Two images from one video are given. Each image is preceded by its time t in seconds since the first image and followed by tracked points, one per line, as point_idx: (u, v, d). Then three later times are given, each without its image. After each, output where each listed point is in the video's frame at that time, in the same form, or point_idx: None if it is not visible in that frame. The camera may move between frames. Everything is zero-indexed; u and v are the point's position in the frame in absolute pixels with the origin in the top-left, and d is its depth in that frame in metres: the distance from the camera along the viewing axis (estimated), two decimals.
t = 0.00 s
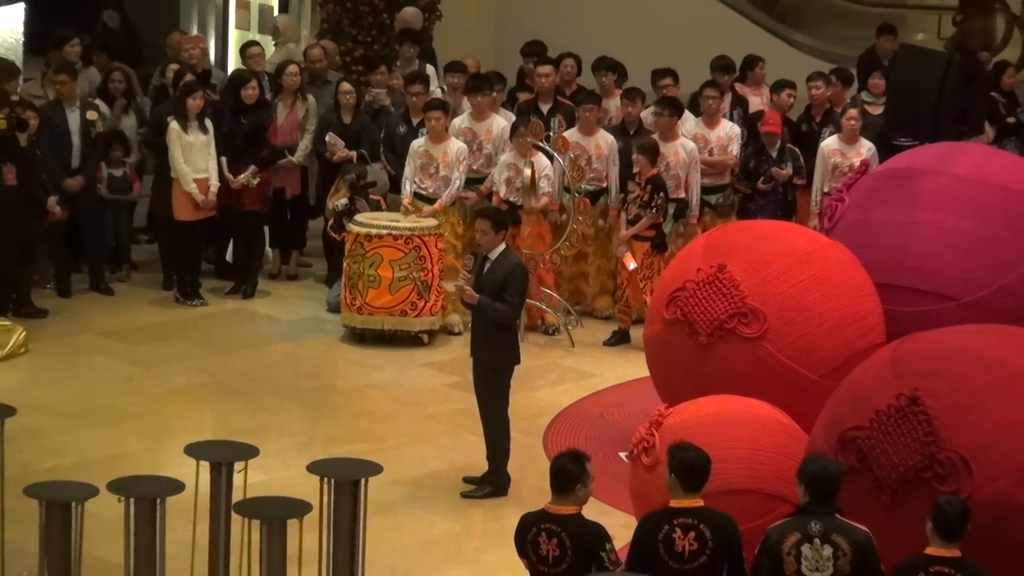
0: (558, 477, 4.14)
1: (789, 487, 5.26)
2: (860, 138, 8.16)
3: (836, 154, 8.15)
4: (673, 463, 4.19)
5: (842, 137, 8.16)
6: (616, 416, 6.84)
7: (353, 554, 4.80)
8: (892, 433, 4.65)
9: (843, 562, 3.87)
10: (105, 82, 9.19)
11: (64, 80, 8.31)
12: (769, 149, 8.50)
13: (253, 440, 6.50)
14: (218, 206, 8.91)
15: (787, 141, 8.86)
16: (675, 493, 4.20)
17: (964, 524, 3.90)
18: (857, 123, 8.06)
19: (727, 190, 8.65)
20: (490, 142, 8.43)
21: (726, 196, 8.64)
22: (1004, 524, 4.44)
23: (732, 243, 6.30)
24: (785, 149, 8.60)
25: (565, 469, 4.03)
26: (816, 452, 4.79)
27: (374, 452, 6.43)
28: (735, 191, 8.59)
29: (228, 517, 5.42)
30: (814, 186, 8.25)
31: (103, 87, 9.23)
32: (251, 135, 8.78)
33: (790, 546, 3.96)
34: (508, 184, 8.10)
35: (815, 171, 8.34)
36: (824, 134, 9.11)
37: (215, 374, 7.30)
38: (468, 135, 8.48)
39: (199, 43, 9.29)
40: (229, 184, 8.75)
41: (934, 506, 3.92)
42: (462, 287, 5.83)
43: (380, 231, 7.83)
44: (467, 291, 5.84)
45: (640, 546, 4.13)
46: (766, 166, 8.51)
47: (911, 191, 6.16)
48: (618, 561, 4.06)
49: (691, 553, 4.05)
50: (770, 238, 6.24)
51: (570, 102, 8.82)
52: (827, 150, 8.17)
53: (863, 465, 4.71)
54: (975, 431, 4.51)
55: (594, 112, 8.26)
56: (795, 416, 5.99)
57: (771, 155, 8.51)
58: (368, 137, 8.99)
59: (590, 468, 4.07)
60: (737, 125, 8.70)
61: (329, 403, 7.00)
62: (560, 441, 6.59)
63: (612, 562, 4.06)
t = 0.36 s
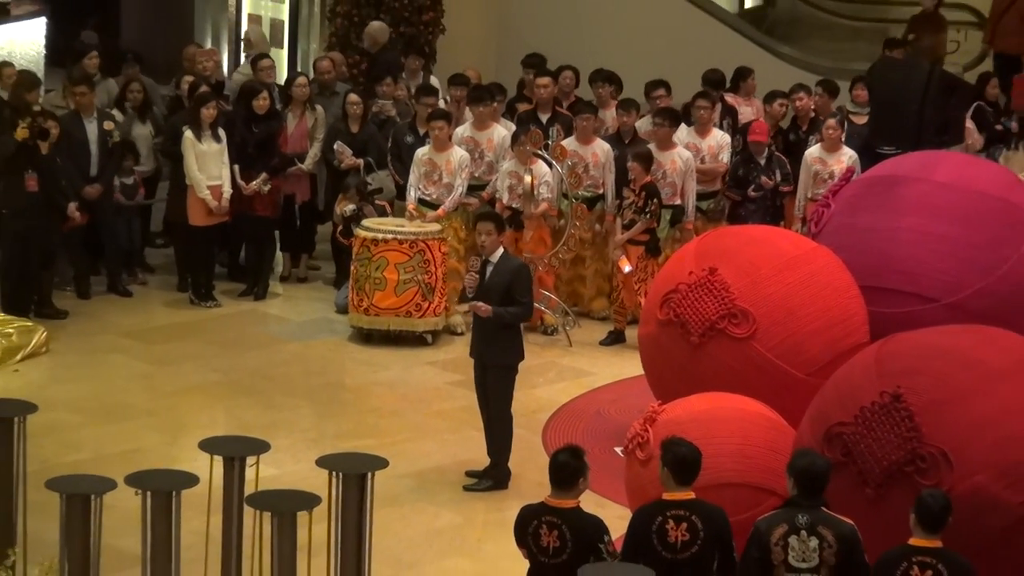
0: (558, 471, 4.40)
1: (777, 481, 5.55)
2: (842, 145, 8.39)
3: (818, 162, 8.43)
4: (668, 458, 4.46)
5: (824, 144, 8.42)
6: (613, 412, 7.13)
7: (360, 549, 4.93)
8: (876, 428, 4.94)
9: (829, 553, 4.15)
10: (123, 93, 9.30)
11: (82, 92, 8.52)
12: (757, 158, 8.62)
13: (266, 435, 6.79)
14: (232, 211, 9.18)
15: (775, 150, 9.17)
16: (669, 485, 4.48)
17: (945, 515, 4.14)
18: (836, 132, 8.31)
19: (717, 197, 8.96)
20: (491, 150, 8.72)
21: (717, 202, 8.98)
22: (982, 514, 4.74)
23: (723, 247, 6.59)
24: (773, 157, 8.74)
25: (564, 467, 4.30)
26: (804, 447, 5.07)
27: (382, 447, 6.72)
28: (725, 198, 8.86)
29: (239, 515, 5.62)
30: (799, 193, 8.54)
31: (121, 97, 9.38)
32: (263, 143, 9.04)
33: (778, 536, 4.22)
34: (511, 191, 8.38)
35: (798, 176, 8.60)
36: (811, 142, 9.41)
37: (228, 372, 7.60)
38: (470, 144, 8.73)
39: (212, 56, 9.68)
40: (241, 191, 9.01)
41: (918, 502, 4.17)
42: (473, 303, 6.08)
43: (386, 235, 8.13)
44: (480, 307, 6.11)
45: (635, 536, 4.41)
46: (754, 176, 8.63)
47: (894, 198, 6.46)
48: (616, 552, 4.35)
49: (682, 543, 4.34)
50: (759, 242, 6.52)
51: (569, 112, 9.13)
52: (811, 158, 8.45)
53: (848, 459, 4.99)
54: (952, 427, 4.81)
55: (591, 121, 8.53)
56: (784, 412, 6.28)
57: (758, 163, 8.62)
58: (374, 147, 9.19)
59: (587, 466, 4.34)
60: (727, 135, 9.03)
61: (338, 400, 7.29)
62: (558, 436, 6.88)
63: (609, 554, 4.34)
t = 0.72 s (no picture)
0: (554, 467, 4.68)
1: (766, 474, 5.84)
2: (826, 152, 8.69)
3: (804, 168, 8.69)
4: (659, 452, 4.73)
5: (809, 152, 8.70)
6: (609, 408, 7.43)
7: (368, 538, 5.14)
8: (859, 426, 5.24)
9: (815, 543, 4.42)
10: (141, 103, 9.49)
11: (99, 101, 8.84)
12: (747, 165, 9.06)
13: (277, 430, 7.08)
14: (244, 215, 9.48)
15: (763, 157, 9.43)
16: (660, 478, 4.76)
17: (928, 508, 4.41)
18: (822, 138, 8.60)
19: (709, 203, 9.16)
20: (493, 156, 8.98)
21: (709, 207, 9.11)
22: (962, 507, 5.05)
23: (714, 249, 6.87)
24: (762, 165, 9.18)
25: (560, 464, 4.57)
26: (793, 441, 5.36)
27: (388, 441, 7.02)
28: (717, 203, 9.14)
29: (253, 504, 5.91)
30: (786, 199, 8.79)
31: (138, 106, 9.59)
32: (274, 150, 9.37)
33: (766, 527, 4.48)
34: (513, 198, 8.65)
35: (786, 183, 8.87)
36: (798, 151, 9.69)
37: (240, 370, 7.89)
38: (473, 151, 8.99)
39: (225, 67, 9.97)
40: (253, 197, 9.32)
41: (901, 494, 4.44)
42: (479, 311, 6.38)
43: (392, 239, 8.42)
44: (487, 313, 6.42)
45: (629, 527, 4.67)
46: (745, 182, 9.06)
47: (880, 204, 6.76)
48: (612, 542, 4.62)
49: (674, 533, 4.61)
50: (749, 245, 6.81)
51: (567, 122, 9.39)
52: (797, 164, 8.71)
53: (834, 453, 5.29)
54: (931, 424, 5.11)
55: (588, 129, 8.79)
56: (773, 409, 6.57)
57: (748, 171, 9.07)
58: (381, 151, 9.48)
59: (581, 461, 4.61)
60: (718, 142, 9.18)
61: (346, 396, 7.59)
62: (557, 431, 7.18)
63: (607, 543, 4.63)
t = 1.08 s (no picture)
0: (552, 461, 4.95)
1: (756, 467, 6.16)
2: (813, 159, 8.96)
3: (791, 174, 8.96)
4: (653, 446, 5.00)
5: (797, 158, 8.97)
6: (605, 404, 7.73)
7: (374, 531, 5.28)
8: (847, 420, 5.53)
9: (803, 534, 4.73)
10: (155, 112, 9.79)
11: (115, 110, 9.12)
12: (737, 171, 9.37)
13: (288, 425, 7.38)
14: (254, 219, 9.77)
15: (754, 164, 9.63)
16: (655, 472, 5.04)
17: (910, 499, 4.68)
18: (808, 145, 8.85)
19: (701, 206, 9.47)
20: (494, 163, 9.28)
21: (701, 211, 9.44)
22: (944, 500, 5.35)
23: (706, 252, 7.18)
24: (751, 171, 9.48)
25: (557, 459, 4.85)
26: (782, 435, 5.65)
27: (394, 436, 7.33)
28: (707, 207, 9.46)
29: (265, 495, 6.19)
30: (776, 204, 9.05)
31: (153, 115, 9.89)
32: (283, 157, 9.67)
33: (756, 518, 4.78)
34: (514, 202, 8.98)
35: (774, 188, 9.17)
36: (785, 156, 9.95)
37: (251, 368, 8.20)
38: (474, 157, 9.30)
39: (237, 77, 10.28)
40: (263, 202, 9.62)
41: (885, 487, 4.70)
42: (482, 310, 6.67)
43: (397, 241, 8.73)
44: (489, 312, 6.72)
45: (624, 519, 4.94)
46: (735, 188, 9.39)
47: (864, 208, 7.06)
48: (605, 531, 4.93)
49: (668, 524, 4.91)
50: (740, 247, 7.11)
51: (566, 129, 9.65)
52: (786, 171, 8.97)
53: (821, 447, 5.58)
54: (915, 419, 5.41)
55: (585, 136, 9.08)
56: (761, 405, 6.89)
57: (738, 176, 9.39)
58: (387, 159, 9.76)
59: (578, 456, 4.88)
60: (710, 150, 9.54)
61: (353, 393, 7.90)
62: (555, 426, 7.48)
63: (600, 534, 4.92)
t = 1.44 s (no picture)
0: (555, 454, 5.27)
1: (748, 461, 6.43)
2: (801, 163, 9.25)
3: (780, 179, 9.26)
4: (647, 442, 5.28)
5: (785, 163, 9.27)
6: (602, 400, 8.05)
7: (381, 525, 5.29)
8: (834, 415, 5.82)
9: (792, 524, 4.96)
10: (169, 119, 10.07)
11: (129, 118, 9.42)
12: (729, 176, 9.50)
13: (298, 420, 7.69)
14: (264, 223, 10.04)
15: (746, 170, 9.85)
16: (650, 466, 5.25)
17: (895, 490, 4.90)
18: (796, 150, 9.13)
19: (694, 210, 9.78)
20: (496, 168, 9.57)
21: (694, 215, 9.85)
22: (927, 490, 5.65)
23: (698, 253, 7.48)
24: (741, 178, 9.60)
25: (558, 452, 5.17)
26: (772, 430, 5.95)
27: (400, 431, 7.64)
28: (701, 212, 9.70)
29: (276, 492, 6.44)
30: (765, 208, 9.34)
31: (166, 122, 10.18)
32: (292, 163, 9.99)
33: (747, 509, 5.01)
34: (514, 207, 9.25)
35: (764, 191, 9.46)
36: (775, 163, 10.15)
37: (262, 365, 8.52)
38: (476, 163, 9.60)
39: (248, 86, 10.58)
40: (274, 206, 9.87)
41: (871, 479, 4.94)
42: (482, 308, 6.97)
43: (403, 243, 9.04)
44: (489, 312, 7.01)
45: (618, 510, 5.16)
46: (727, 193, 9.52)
47: (850, 211, 7.37)
48: (598, 525, 5.21)
49: (662, 515, 5.12)
50: (731, 249, 7.41)
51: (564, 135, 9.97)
52: (775, 175, 9.27)
53: (810, 441, 5.87)
54: (896, 414, 5.71)
55: (583, 142, 9.38)
56: (752, 401, 7.20)
57: (730, 181, 9.52)
58: (392, 164, 10.08)
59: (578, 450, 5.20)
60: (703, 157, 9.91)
61: (360, 389, 8.21)
62: (554, 421, 7.80)
63: (595, 526, 5.21)
